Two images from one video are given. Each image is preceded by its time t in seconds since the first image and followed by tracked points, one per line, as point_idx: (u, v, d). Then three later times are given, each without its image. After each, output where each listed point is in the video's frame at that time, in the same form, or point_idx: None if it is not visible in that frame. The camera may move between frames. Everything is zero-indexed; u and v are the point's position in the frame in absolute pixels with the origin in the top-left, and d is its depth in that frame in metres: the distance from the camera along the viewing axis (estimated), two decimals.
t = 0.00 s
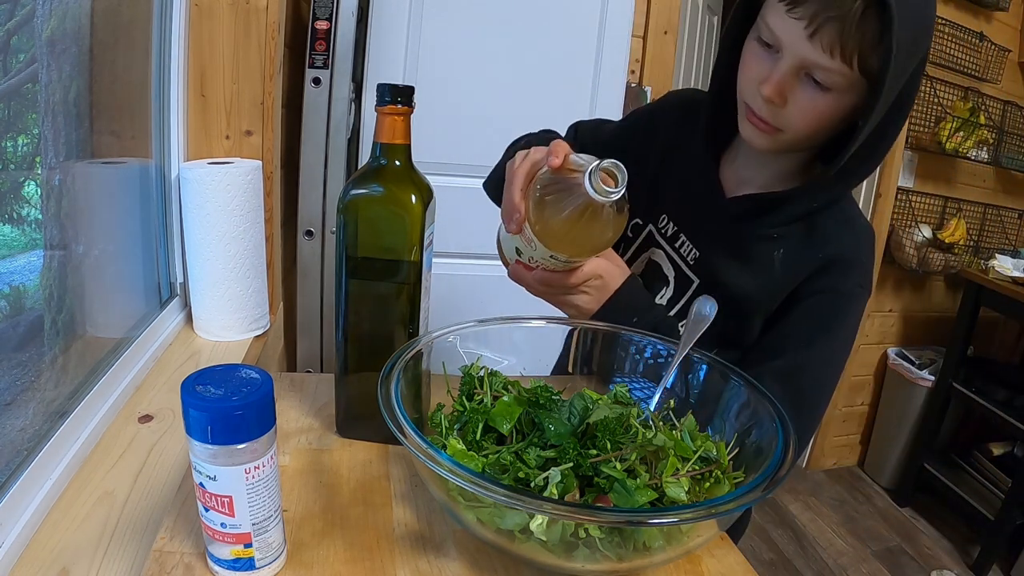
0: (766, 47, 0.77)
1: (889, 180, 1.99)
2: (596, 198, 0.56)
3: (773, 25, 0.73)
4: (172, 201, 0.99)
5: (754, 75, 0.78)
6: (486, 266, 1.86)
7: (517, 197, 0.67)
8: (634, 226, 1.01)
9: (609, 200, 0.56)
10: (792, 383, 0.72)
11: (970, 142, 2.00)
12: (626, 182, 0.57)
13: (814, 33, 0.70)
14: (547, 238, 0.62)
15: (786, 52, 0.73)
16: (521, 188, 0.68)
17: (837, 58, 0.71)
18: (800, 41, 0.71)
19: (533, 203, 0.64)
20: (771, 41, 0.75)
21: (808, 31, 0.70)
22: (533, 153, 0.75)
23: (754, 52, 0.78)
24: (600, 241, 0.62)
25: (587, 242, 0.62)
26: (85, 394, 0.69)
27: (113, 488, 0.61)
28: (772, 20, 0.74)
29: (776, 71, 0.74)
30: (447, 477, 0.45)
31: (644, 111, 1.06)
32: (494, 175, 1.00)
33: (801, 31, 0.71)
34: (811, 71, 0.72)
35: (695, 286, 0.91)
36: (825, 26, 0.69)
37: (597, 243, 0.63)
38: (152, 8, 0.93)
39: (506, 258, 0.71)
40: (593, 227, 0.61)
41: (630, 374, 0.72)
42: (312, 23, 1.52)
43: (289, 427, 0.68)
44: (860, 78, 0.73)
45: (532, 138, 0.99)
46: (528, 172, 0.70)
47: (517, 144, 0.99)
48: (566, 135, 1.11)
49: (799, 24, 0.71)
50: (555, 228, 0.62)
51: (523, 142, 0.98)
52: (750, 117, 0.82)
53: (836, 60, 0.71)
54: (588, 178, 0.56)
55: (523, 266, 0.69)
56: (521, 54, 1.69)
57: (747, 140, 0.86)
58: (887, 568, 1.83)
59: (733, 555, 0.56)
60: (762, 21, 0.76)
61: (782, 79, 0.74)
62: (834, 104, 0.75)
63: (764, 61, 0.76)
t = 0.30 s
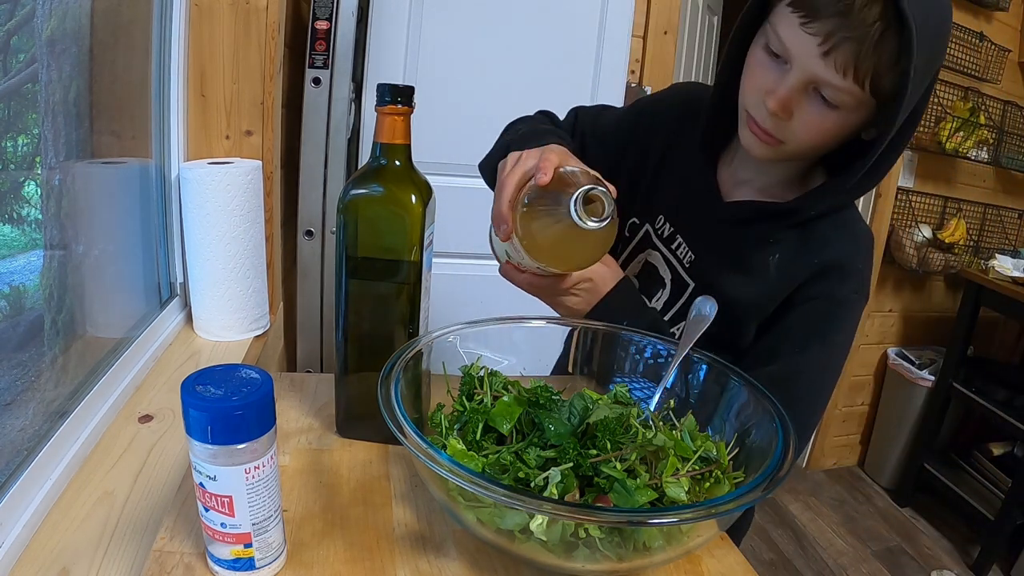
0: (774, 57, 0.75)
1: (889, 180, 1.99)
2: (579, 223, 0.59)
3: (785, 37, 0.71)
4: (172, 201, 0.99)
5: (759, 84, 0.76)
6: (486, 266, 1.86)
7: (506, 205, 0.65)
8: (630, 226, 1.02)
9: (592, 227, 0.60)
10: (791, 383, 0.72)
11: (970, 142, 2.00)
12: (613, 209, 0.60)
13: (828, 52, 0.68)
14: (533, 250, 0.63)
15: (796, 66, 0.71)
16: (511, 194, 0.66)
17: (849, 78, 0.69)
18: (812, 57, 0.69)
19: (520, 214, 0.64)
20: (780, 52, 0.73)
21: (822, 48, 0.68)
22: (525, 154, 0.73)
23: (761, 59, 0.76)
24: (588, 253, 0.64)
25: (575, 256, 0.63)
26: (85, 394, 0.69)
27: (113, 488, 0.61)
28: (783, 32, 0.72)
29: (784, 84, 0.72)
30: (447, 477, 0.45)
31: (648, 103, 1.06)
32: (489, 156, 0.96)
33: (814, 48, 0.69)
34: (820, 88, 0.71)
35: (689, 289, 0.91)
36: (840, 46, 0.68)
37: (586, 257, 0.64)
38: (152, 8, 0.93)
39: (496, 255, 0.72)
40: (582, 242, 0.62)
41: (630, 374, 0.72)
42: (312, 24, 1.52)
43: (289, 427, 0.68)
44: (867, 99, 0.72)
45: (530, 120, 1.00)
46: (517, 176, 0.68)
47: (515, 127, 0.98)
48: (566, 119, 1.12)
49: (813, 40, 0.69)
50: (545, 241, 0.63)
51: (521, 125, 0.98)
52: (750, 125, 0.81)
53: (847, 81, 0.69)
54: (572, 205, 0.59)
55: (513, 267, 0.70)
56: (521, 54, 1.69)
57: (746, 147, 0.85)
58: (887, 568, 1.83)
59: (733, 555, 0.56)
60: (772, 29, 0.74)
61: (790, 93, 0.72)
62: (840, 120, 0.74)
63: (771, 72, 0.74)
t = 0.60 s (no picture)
0: (778, 66, 0.74)
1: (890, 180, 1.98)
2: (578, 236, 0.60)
3: (794, 49, 0.70)
4: (172, 200, 0.99)
5: (761, 92, 0.75)
6: (486, 266, 1.86)
7: (502, 205, 0.64)
8: (625, 225, 1.02)
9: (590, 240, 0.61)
10: (792, 383, 0.72)
11: (970, 142, 2.00)
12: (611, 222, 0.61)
13: (838, 70, 0.68)
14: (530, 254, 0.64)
15: (803, 79, 0.70)
16: (507, 194, 0.64)
17: (856, 95, 0.69)
18: (822, 74, 0.69)
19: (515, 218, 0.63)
20: (785, 63, 0.72)
21: (832, 65, 0.68)
22: (522, 152, 0.71)
23: (765, 67, 0.75)
24: (586, 259, 0.63)
25: (570, 261, 0.63)
26: (85, 394, 0.69)
27: (113, 488, 0.61)
28: (792, 43, 0.71)
29: (788, 96, 0.71)
30: (447, 477, 0.45)
31: (647, 96, 1.04)
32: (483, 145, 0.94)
33: (824, 63, 0.68)
34: (824, 102, 0.70)
35: (685, 291, 0.91)
36: (851, 66, 0.67)
37: (583, 263, 0.64)
38: (151, 7, 0.93)
39: (493, 251, 0.72)
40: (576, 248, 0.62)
41: (630, 374, 0.72)
42: (312, 24, 1.52)
43: (289, 427, 0.68)
44: (870, 115, 0.72)
45: (524, 109, 0.97)
46: (512, 174, 0.66)
47: (510, 116, 0.96)
48: (561, 109, 1.10)
49: (823, 55, 0.68)
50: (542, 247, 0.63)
51: (516, 113, 0.95)
52: (750, 132, 0.80)
53: (854, 98, 0.69)
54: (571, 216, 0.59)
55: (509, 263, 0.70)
56: (521, 54, 1.69)
57: (742, 151, 0.84)
58: (887, 568, 1.83)
59: (733, 555, 0.56)
60: (780, 38, 0.73)
61: (794, 105, 0.71)
62: (841, 134, 0.74)
63: (775, 81, 0.73)
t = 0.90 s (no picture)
0: (788, 70, 0.73)
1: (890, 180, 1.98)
2: (597, 246, 0.60)
3: (807, 54, 0.70)
4: (172, 200, 0.99)
5: (770, 96, 0.74)
6: (486, 266, 1.86)
7: (514, 210, 0.62)
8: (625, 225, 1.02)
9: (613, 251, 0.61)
10: (791, 383, 0.72)
11: (970, 142, 2.00)
12: (630, 231, 0.61)
13: (851, 78, 0.67)
14: (544, 260, 0.64)
15: (814, 85, 0.69)
16: (518, 197, 0.62)
17: (868, 103, 0.69)
18: (834, 80, 0.68)
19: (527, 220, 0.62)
20: (796, 67, 0.71)
21: (846, 73, 0.67)
22: (532, 152, 0.69)
23: (774, 71, 0.74)
24: (600, 264, 0.64)
25: (585, 266, 0.64)
26: (85, 394, 0.69)
27: (113, 488, 0.61)
28: (804, 48, 0.70)
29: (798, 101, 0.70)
30: (447, 477, 0.45)
31: (650, 89, 1.03)
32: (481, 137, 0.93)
33: (837, 70, 0.68)
34: (834, 108, 0.70)
35: (687, 292, 0.92)
36: (864, 75, 0.67)
37: (598, 267, 0.64)
38: (151, 7, 0.93)
39: (496, 250, 0.73)
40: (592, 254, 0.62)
41: (630, 374, 0.72)
42: (312, 24, 1.52)
43: (289, 427, 0.68)
44: (878, 123, 0.72)
45: (523, 101, 0.96)
46: (523, 175, 0.64)
47: (510, 107, 0.95)
48: (561, 101, 1.09)
49: (837, 62, 0.67)
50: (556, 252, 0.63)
51: (516, 105, 0.95)
52: (755, 135, 0.79)
53: (865, 106, 0.69)
54: (592, 224, 0.59)
55: (514, 262, 0.70)
56: (521, 54, 1.69)
57: (746, 154, 0.84)
58: (887, 568, 1.83)
59: (733, 555, 0.56)
60: (791, 42, 0.72)
61: (803, 110, 0.71)
62: (849, 141, 0.74)
63: (784, 86, 0.73)
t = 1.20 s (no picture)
0: (801, 77, 0.72)
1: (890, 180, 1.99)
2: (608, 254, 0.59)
3: (822, 63, 0.69)
4: (172, 200, 0.99)
5: (782, 103, 0.74)
6: (486, 266, 1.86)
7: (521, 215, 0.61)
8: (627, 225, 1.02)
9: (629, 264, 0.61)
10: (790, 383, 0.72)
11: (970, 142, 2.00)
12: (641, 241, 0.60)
13: (867, 91, 0.67)
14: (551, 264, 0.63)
15: (828, 95, 0.69)
16: (525, 202, 0.62)
17: (881, 115, 0.69)
18: (849, 91, 0.68)
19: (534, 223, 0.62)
20: (810, 76, 0.71)
21: (861, 85, 0.67)
22: (539, 154, 0.68)
23: (787, 78, 0.74)
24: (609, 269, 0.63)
25: (592, 271, 0.63)
26: (85, 394, 0.69)
27: (113, 488, 0.61)
28: (820, 57, 0.69)
29: (811, 110, 0.70)
30: (448, 477, 0.45)
31: (654, 87, 1.03)
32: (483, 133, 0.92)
33: (852, 82, 0.67)
34: (847, 118, 0.70)
35: (692, 295, 0.92)
36: (879, 88, 0.67)
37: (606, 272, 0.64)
38: (151, 7, 0.93)
39: (501, 251, 0.73)
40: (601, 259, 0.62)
41: (630, 374, 0.72)
42: (312, 24, 1.52)
43: (289, 427, 0.68)
44: (888, 133, 0.72)
45: (525, 96, 0.97)
46: (530, 179, 0.63)
47: (512, 102, 0.95)
48: (565, 96, 1.08)
49: (853, 74, 0.67)
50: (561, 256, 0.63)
51: (516, 100, 0.95)
52: (764, 139, 0.79)
53: (879, 118, 0.69)
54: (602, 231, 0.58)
55: (519, 263, 0.70)
56: (522, 53, 1.69)
57: (753, 158, 0.83)
58: (887, 568, 1.83)
59: (733, 555, 0.56)
60: (806, 50, 0.71)
61: (815, 119, 0.70)
62: (858, 150, 0.73)
63: (797, 93, 0.72)
